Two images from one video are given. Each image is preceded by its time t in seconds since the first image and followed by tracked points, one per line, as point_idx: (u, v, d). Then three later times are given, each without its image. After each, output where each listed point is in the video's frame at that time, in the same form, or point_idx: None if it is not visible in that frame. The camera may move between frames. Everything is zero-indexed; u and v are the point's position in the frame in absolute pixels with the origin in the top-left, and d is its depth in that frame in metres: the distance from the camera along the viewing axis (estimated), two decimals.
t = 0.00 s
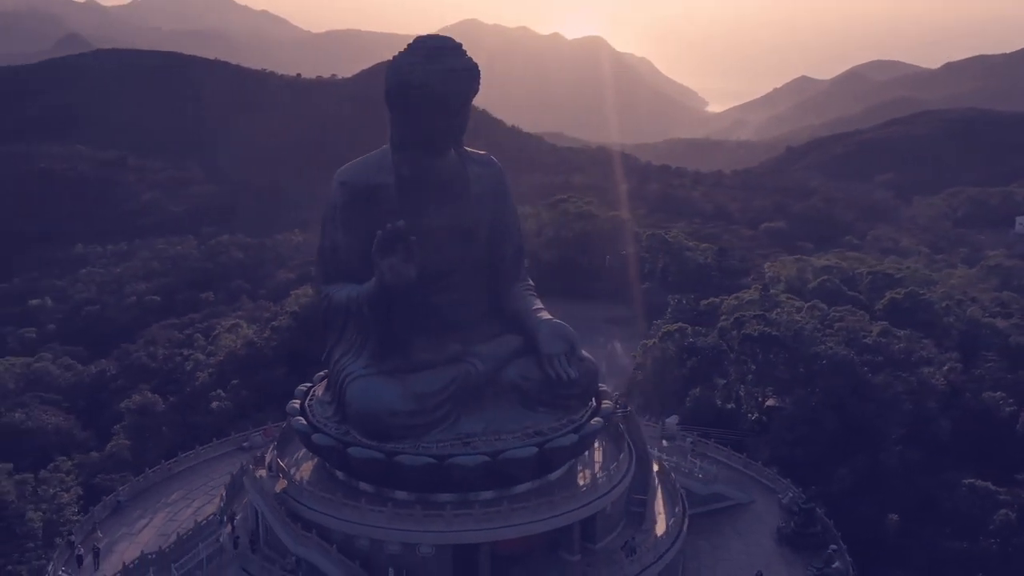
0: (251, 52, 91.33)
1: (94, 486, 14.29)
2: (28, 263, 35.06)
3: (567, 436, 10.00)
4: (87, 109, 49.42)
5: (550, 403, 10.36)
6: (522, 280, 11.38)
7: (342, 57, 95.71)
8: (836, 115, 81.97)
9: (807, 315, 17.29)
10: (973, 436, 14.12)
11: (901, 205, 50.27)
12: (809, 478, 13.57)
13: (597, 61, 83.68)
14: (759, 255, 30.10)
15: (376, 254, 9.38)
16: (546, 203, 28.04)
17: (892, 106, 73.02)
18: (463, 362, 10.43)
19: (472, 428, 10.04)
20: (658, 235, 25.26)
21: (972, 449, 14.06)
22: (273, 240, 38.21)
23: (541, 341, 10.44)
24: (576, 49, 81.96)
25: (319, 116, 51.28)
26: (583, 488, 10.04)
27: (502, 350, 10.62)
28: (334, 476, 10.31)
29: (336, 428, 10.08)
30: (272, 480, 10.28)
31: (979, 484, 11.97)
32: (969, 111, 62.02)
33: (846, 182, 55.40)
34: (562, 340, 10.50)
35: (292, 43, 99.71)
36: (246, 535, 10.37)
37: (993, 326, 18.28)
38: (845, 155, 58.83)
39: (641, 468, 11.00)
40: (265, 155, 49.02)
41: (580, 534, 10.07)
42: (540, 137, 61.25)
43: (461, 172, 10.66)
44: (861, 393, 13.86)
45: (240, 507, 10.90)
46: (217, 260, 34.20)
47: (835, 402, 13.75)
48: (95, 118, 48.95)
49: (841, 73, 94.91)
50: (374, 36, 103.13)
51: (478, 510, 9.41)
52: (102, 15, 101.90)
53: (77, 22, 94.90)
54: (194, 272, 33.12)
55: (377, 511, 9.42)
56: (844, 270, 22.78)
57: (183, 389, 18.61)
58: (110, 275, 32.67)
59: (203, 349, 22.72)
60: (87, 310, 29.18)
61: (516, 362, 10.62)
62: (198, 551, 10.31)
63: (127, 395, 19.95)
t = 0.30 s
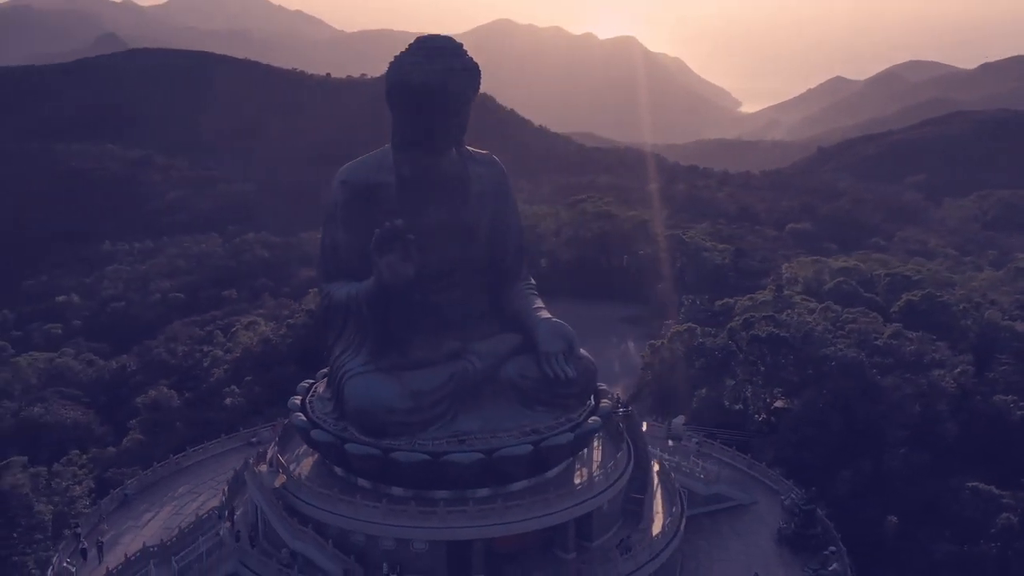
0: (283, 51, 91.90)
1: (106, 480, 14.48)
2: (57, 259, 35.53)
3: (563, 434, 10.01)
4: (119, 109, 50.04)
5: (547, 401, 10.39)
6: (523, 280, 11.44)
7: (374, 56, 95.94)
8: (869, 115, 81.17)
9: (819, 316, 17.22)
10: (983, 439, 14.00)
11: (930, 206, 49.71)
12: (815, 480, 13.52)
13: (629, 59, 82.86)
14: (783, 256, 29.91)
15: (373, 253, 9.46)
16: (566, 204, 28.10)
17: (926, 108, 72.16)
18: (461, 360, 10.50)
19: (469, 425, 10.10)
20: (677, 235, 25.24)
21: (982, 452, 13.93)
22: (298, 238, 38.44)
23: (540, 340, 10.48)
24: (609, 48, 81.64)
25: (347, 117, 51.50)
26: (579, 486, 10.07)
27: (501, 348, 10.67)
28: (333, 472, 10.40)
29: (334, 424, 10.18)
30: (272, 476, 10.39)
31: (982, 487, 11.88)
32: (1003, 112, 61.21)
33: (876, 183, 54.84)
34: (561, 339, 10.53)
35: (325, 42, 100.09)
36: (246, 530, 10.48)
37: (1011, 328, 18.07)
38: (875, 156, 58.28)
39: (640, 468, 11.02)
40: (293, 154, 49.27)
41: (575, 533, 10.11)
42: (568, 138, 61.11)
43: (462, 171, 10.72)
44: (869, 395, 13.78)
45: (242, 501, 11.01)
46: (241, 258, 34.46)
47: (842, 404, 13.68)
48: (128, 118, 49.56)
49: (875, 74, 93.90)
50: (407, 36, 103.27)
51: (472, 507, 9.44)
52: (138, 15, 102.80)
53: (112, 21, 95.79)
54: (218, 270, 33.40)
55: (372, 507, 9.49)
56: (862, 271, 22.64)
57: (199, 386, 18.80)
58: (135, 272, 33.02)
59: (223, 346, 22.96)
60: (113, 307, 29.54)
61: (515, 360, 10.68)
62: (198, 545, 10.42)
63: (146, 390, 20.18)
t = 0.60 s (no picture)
0: (316, 50, 92.27)
1: (117, 473, 14.69)
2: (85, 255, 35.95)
3: (559, 432, 10.06)
4: (151, 108, 50.55)
5: (545, 399, 10.44)
6: (523, 279, 11.51)
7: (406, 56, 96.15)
8: (903, 115, 80.01)
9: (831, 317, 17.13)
10: (990, 443, 13.90)
11: (961, 207, 48.98)
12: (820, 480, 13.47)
13: (666, 56, 82.05)
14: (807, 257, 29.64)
15: (370, 251, 9.57)
16: (585, 204, 28.11)
17: (960, 109, 71.09)
18: (458, 358, 10.59)
19: (465, 422, 10.19)
20: (695, 236, 25.18)
21: (989, 455, 13.83)
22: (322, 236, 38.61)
23: (538, 338, 10.54)
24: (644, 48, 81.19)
25: (376, 118, 51.66)
26: (574, 484, 10.10)
27: (499, 346, 10.75)
28: (332, 467, 10.51)
29: (333, 420, 10.28)
30: (272, 470, 10.51)
31: (984, 490, 11.80)
32: None
33: (907, 184, 54.11)
34: (558, 338, 10.57)
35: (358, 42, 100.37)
36: (246, 523, 10.62)
37: None
38: (906, 157, 57.56)
39: (638, 468, 11.06)
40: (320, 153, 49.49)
41: (570, 530, 10.16)
42: (596, 138, 60.90)
43: (462, 170, 10.79)
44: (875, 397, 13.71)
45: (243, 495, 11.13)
46: (264, 255, 34.66)
47: (848, 406, 13.62)
48: (159, 117, 50.06)
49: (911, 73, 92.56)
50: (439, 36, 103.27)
51: (466, 503, 9.51)
52: (174, 15, 103.54)
53: (147, 21, 96.55)
54: (241, 267, 33.66)
55: (367, 502, 9.59)
56: (880, 272, 22.48)
57: (215, 382, 19.02)
58: (161, 269, 33.34)
59: (241, 343, 23.17)
60: (137, 303, 29.87)
61: (513, 358, 10.74)
62: (199, 537, 10.57)
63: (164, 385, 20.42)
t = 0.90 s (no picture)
0: (347, 49, 92.23)
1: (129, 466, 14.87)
2: (110, 252, 36.28)
3: (555, 430, 10.11)
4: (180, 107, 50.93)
5: (542, 397, 10.50)
6: (524, 278, 11.56)
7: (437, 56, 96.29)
8: (937, 115, 78.82)
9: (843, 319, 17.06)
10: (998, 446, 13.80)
11: (991, 207, 48.20)
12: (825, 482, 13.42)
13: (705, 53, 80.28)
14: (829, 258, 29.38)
15: (368, 250, 9.69)
16: (603, 205, 28.08)
17: (994, 110, 69.96)
18: (456, 355, 10.67)
19: (461, 419, 10.26)
20: (712, 237, 25.09)
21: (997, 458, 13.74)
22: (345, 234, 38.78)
23: (535, 337, 10.60)
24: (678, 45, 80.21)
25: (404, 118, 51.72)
26: (570, 482, 10.16)
27: (498, 344, 10.82)
28: (330, 463, 10.62)
29: (331, 416, 10.40)
30: (272, 466, 10.63)
31: (987, 494, 11.76)
32: None
33: (937, 185, 53.35)
34: (555, 337, 10.62)
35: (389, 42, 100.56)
36: (246, 518, 10.74)
37: None
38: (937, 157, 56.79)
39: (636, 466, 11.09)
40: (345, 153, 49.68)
41: (566, 528, 10.21)
42: (623, 137, 60.67)
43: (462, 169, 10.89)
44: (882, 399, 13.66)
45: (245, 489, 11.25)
46: (287, 253, 34.90)
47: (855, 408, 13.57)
48: (189, 116, 50.42)
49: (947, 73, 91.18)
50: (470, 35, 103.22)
51: (459, 500, 9.58)
52: (208, 15, 104.27)
53: (180, 19, 96.88)
54: (264, 265, 33.92)
55: (362, 497, 9.69)
56: (898, 274, 22.31)
57: (230, 378, 19.23)
58: (185, 267, 33.68)
59: (258, 340, 23.35)
60: (160, 300, 30.15)
61: (511, 356, 10.81)
62: (199, 530, 10.71)
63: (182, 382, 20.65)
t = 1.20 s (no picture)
0: (380, 48, 92.47)
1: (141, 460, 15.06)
2: (139, 248, 36.69)
3: (551, 428, 10.17)
4: (212, 108, 51.43)
5: (540, 395, 10.55)
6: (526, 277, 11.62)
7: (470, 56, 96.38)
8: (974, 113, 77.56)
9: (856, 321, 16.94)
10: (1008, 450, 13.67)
11: None
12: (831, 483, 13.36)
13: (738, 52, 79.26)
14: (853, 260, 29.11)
15: (367, 247, 9.79)
16: (622, 206, 28.11)
17: None
18: (455, 353, 10.75)
19: (458, 416, 10.34)
20: (731, 237, 25.03)
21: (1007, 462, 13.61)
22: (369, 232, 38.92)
23: (534, 335, 10.66)
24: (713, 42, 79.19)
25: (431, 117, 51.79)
26: (566, 479, 10.20)
27: (497, 342, 10.89)
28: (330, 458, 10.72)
29: (331, 412, 10.51)
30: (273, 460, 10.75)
31: (990, 497, 11.68)
32: None
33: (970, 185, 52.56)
34: (553, 335, 10.67)
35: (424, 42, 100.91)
36: (247, 512, 10.87)
37: None
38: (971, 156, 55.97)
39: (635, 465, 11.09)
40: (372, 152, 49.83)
41: (562, 526, 10.24)
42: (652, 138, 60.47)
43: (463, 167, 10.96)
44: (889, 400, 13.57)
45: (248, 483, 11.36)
46: (311, 252, 35.10)
47: (863, 409, 13.49)
48: (220, 116, 50.89)
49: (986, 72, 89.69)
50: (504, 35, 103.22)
51: (454, 497, 9.65)
52: (245, 15, 105.16)
53: (217, 19, 97.74)
54: (288, 263, 34.16)
55: (358, 492, 9.79)
56: (916, 276, 22.14)
57: (247, 374, 19.43)
58: (211, 264, 34.01)
59: (277, 337, 23.58)
60: (185, 297, 30.47)
61: (509, 354, 10.87)
62: (200, 523, 10.85)
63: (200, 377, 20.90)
